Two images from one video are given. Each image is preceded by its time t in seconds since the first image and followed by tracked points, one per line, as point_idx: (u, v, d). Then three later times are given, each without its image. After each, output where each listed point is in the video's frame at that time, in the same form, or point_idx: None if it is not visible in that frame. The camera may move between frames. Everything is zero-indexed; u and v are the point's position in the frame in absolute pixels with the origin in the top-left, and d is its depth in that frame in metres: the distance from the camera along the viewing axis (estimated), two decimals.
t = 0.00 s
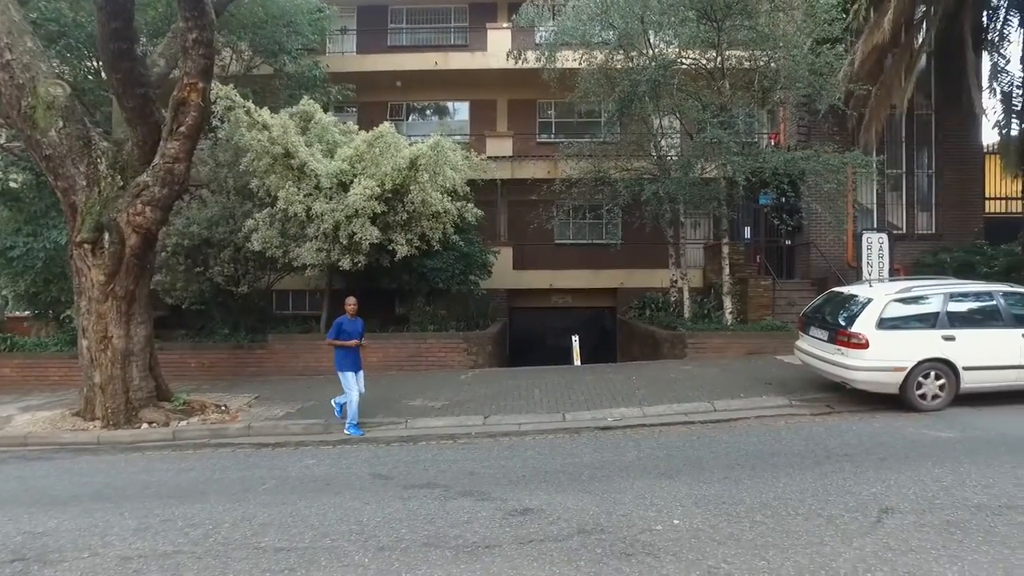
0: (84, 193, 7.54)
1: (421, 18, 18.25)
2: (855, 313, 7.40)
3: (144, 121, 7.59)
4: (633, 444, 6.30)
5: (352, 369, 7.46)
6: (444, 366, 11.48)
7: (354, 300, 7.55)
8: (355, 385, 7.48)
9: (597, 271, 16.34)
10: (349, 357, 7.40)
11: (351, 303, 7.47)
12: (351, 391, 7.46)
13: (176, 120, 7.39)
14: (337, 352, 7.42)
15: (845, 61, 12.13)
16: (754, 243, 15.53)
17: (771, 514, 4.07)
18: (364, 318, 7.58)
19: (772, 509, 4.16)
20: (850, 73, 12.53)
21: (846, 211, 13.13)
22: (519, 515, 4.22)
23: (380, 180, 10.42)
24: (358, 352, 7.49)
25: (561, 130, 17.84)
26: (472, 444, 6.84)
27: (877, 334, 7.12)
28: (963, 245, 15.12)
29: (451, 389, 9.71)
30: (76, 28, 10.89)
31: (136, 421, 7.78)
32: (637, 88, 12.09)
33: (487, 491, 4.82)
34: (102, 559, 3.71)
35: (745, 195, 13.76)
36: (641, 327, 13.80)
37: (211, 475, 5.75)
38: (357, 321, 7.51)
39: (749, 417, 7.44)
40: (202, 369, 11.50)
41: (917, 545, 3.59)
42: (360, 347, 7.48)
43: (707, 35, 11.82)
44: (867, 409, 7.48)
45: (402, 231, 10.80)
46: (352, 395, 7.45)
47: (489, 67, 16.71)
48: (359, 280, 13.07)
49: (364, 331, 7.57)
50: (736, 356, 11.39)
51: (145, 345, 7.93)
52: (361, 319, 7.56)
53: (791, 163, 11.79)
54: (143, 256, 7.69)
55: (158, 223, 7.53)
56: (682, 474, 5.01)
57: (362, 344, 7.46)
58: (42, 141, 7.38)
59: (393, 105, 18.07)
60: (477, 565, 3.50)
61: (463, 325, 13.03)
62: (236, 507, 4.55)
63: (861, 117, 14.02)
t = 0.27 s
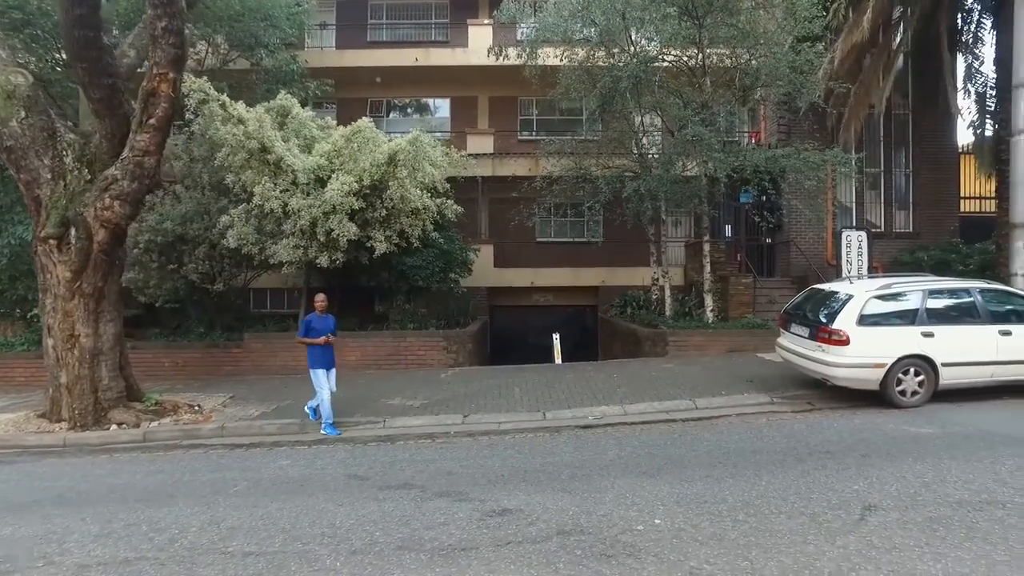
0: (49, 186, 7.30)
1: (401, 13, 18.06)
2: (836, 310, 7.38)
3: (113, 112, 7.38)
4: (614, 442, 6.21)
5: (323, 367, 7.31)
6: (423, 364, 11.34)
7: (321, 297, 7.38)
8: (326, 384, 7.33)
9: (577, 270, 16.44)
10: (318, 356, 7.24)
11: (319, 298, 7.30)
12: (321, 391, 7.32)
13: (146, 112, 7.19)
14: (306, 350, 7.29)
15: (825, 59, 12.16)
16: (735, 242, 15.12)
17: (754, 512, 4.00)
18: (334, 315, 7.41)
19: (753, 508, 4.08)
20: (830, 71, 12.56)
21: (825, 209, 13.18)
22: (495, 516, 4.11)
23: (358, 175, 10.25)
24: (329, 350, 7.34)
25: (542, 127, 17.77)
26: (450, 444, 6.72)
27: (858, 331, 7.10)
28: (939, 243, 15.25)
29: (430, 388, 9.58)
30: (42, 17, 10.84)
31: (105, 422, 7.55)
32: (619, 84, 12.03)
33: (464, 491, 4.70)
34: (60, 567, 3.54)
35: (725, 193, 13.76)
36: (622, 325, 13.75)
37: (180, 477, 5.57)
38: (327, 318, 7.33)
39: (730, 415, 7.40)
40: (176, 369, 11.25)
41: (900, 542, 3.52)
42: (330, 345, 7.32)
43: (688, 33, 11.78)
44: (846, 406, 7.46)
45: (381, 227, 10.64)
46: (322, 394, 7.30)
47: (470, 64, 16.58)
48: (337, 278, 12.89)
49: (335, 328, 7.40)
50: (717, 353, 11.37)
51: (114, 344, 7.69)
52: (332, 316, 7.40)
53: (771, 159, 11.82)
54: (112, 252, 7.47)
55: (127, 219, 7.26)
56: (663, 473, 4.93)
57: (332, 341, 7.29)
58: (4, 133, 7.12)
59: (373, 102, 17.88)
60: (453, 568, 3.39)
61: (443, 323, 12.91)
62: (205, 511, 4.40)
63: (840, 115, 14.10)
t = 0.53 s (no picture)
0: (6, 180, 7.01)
1: (379, 8, 17.80)
2: (816, 309, 7.34)
3: (74, 104, 7.13)
4: (593, 444, 6.08)
5: (283, 362, 7.14)
6: (400, 364, 11.15)
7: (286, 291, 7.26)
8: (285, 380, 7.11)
9: (557, 268, 16.52)
10: (277, 349, 7.09)
11: (282, 292, 7.19)
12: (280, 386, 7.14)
13: (109, 104, 6.94)
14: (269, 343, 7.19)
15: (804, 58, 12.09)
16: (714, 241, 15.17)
17: (735, 517, 3.89)
18: (299, 311, 7.21)
19: (735, 511, 3.98)
20: (809, 70, 12.57)
21: (803, 207, 13.21)
22: (470, 522, 3.97)
23: (334, 172, 10.02)
24: (292, 345, 7.17)
25: (522, 125, 17.64)
26: (426, 446, 6.57)
27: (839, 329, 7.05)
28: (915, 242, 15.35)
29: (406, 388, 9.42)
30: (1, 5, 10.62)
31: (67, 426, 7.25)
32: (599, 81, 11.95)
33: (439, 496, 4.55)
34: None
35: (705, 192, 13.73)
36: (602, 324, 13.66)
37: (143, 483, 5.35)
38: (289, 312, 7.17)
39: (710, 415, 7.32)
40: (145, 369, 10.94)
41: (883, 546, 3.44)
42: (290, 340, 7.12)
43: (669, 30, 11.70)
44: (826, 405, 7.42)
45: (357, 225, 10.44)
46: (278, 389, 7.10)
47: (449, 60, 16.40)
48: (313, 276, 12.66)
49: (299, 324, 7.18)
50: (697, 352, 11.32)
51: (76, 345, 7.40)
52: (297, 311, 7.20)
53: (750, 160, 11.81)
54: (75, 249, 7.21)
55: (90, 214, 7.05)
56: (643, 475, 4.81)
57: (292, 336, 7.10)
58: None
59: (350, 98, 17.62)
60: None
61: (421, 323, 12.75)
62: (166, 520, 4.19)
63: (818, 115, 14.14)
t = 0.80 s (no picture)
0: None
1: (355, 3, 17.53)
2: (796, 308, 7.26)
3: (29, 94, 6.83)
4: (572, 446, 5.95)
5: (240, 359, 6.94)
6: (375, 365, 10.92)
7: (247, 288, 7.10)
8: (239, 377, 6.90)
9: (535, 268, 16.35)
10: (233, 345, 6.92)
11: (242, 289, 7.04)
12: (235, 383, 6.94)
13: (66, 94, 6.66)
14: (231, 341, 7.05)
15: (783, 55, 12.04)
16: (693, 240, 15.15)
17: (719, 523, 3.76)
18: (260, 308, 7.00)
19: (719, 518, 3.85)
20: (787, 69, 12.56)
21: (781, 206, 13.21)
22: (444, 531, 3.81)
23: (307, 168, 9.76)
24: (250, 343, 6.96)
25: (500, 123, 17.49)
26: (400, 449, 6.38)
27: (820, 329, 6.98)
28: (891, 242, 15.44)
29: (381, 389, 9.21)
30: None
31: (22, 432, 6.89)
32: (578, 77, 11.81)
33: (412, 503, 4.38)
34: None
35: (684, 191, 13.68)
36: (580, 324, 13.54)
37: (102, 492, 5.09)
38: (249, 308, 6.99)
39: (691, 416, 7.21)
40: (111, 371, 10.58)
41: (871, 552, 3.32)
42: (246, 336, 6.92)
43: (647, 28, 11.64)
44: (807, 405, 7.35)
45: (331, 223, 10.20)
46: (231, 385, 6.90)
47: (426, 57, 16.19)
48: (286, 275, 12.39)
49: (257, 321, 6.96)
50: (676, 352, 11.24)
51: (33, 347, 7.07)
52: (257, 308, 7.01)
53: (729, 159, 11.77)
54: (32, 246, 6.89)
55: (46, 209, 6.76)
56: (624, 480, 4.67)
57: (248, 332, 6.88)
58: None
59: (326, 94, 17.33)
60: None
61: (397, 323, 12.54)
62: (121, 533, 3.96)
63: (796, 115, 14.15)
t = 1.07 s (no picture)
0: None
1: None
2: (778, 307, 7.14)
3: None
4: (550, 450, 5.76)
5: (192, 361, 6.64)
6: (349, 366, 10.65)
7: (199, 286, 6.76)
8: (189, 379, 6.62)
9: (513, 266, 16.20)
10: (183, 346, 6.63)
11: (192, 287, 6.70)
12: (186, 384, 6.68)
13: (15, 81, 6.37)
14: (184, 341, 6.76)
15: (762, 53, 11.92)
16: (672, 238, 15.06)
17: (704, 532, 3.59)
18: (210, 307, 6.65)
19: (704, 526, 3.67)
20: (767, 67, 12.49)
21: (761, 205, 13.15)
22: (414, 544, 3.59)
23: (278, 163, 9.45)
24: (201, 343, 6.64)
25: (478, 120, 17.28)
26: (372, 454, 6.14)
27: (802, 328, 6.86)
28: (868, 241, 15.47)
29: (355, 391, 8.94)
30: None
31: None
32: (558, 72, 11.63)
33: (381, 513, 4.15)
34: None
35: (664, 189, 13.57)
36: (559, 323, 13.37)
37: (51, 504, 4.79)
38: (200, 308, 6.65)
39: (671, 417, 7.06)
40: (72, 374, 10.17)
41: (863, 563, 3.17)
42: (195, 337, 6.60)
43: (627, 24, 11.50)
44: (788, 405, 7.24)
45: (303, 220, 9.91)
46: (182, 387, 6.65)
47: (403, 52, 15.92)
48: (258, 274, 12.07)
49: (207, 321, 6.62)
50: (656, 352, 11.11)
51: None
52: (208, 308, 6.66)
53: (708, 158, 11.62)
54: None
55: None
56: (604, 486, 4.48)
57: (196, 332, 6.56)
58: None
59: (300, 89, 16.98)
60: None
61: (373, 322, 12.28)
62: (66, 551, 3.68)
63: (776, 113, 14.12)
